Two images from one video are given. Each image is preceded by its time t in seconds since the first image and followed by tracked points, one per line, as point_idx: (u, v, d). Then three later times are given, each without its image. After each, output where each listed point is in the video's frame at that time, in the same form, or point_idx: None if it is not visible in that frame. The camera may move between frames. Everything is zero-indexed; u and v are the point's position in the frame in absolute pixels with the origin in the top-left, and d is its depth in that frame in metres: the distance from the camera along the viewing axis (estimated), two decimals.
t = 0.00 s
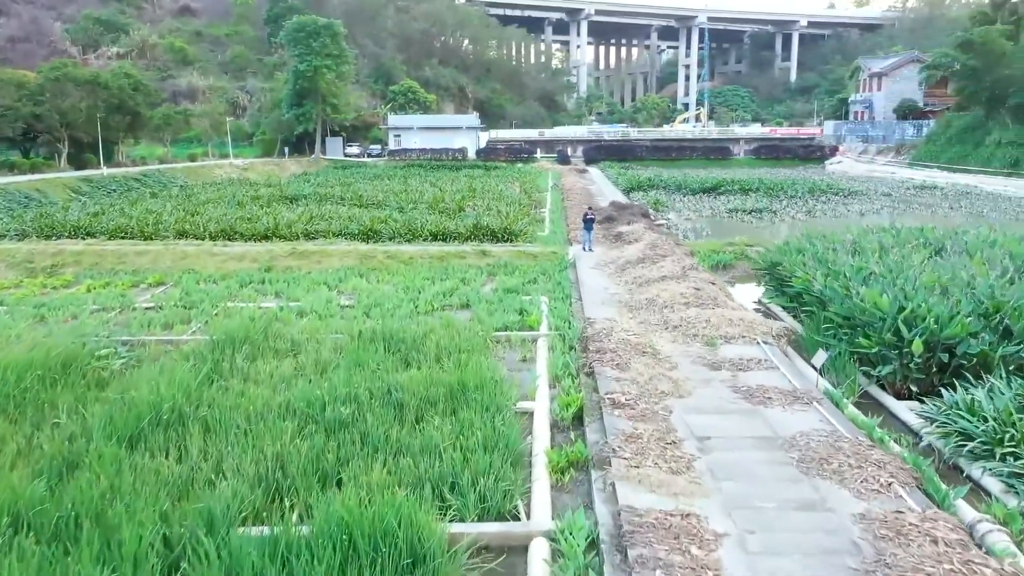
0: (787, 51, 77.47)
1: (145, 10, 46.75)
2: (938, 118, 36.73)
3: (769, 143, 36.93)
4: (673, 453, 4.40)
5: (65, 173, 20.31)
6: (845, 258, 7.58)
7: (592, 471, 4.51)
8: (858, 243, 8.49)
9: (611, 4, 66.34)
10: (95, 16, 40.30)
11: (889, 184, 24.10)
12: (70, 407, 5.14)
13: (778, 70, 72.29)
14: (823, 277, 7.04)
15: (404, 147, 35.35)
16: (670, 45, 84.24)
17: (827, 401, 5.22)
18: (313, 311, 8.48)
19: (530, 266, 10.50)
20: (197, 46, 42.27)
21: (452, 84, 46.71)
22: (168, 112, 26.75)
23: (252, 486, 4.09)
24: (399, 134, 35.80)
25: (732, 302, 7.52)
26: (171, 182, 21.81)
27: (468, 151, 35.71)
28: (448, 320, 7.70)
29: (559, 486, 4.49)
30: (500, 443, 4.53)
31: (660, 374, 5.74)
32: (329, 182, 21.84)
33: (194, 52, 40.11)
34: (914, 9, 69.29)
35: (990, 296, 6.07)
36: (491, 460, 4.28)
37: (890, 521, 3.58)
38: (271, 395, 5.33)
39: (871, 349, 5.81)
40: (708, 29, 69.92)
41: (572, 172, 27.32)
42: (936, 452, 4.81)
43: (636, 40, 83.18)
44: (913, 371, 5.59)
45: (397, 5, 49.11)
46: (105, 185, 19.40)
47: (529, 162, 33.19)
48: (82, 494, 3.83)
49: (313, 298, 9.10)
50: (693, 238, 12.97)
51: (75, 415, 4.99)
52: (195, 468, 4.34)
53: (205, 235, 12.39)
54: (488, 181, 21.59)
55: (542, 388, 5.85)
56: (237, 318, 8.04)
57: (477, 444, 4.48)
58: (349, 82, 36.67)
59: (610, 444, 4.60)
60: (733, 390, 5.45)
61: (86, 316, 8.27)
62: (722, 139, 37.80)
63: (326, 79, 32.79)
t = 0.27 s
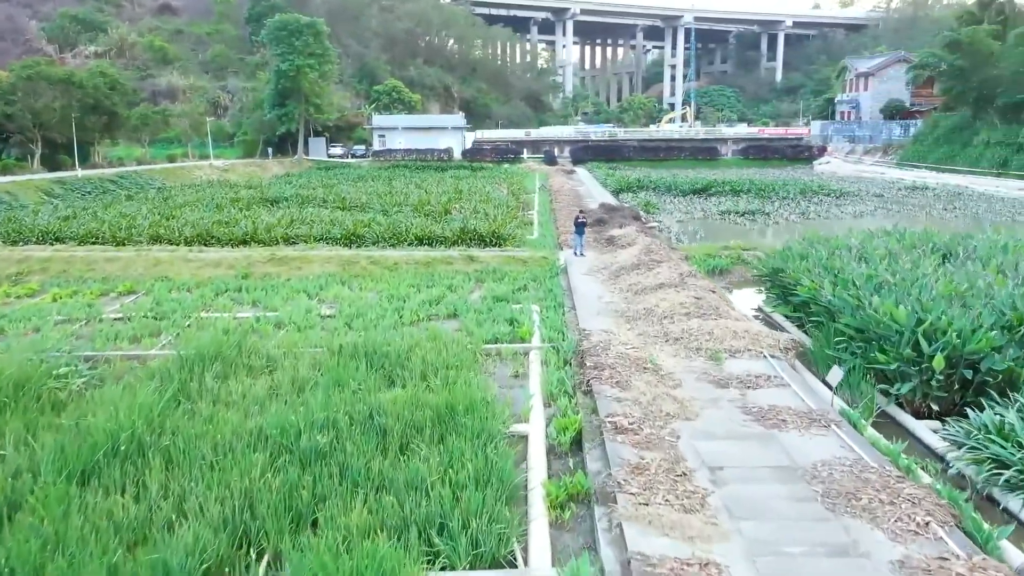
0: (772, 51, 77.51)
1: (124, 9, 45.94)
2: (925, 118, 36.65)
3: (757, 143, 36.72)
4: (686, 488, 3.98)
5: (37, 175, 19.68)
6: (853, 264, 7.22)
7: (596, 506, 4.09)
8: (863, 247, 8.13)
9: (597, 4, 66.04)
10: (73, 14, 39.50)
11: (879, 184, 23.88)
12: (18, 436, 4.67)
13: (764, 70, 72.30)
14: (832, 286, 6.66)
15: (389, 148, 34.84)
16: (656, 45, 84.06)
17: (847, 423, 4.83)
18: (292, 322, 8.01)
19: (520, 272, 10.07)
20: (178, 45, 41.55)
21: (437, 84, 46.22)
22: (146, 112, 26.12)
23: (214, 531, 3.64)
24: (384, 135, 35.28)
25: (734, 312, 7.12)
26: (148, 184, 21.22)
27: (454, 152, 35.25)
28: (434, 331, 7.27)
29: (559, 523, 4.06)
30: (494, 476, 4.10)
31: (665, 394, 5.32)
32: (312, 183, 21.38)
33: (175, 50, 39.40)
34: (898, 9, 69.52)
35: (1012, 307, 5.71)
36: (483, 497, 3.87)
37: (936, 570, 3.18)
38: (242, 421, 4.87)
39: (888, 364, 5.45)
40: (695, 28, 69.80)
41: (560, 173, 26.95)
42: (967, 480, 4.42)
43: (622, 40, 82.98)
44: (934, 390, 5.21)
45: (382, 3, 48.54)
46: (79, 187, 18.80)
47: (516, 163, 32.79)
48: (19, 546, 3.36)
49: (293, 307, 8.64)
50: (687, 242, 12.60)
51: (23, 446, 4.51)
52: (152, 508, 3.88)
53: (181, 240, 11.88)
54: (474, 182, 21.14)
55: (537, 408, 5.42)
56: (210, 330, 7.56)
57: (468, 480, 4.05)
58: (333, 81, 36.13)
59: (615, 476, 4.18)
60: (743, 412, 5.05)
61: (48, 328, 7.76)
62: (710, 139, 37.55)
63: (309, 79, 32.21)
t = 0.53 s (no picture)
0: (758, 51, 77.48)
1: (103, 6, 45.12)
2: (913, 118, 36.55)
3: (745, 143, 36.47)
4: (702, 531, 3.56)
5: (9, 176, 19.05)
6: (863, 271, 6.85)
7: (601, 549, 3.66)
8: (870, 253, 7.77)
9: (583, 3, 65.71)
10: (50, 12, 38.68)
11: (870, 185, 23.64)
12: None
13: (749, 70, 72.28)
14: (843, 296, 6.28)
15: (374, 148, 34.31)
16: (642, 45, 83.87)
17: (871, 449, 4.44)
18: (270, 335, 7.54)
19: (510, 278, 9.65)
20: (158, 44, 40.81)
21: (423, 83, 45.71)
22: (124, 112, 25.48)
23: None
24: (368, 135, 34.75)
25: (737, 324, 6.72)
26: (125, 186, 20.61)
27: (440, 152, 34.77)
28: (420, 345, 6.82)
29: (561, 569, 3.61)
30: (487, 518, 3.67)
31: (671, 417, 4.90)
32: (294, 185, 20.85)
33: (155, 49, 38.67)
34: (883, 9, 69.68)
35: None
36: (475, 544, 3.45)
37: None
38: (207, 452, 4.40)
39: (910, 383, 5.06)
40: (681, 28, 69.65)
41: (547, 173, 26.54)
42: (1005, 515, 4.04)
43: (608, 40, 82.72)
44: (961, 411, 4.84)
45: (366, 2, 47.95)
46: (52, 190, 18.20)
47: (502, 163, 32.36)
48: None
49: (270, 318, 8.16)
50: (681, 245, 12.22)
51: None
52: (100, 559, 3.42)
53: (155, 245, 11.37)
54: (461, 184, 20.69)
55: (532, 432, 4.99)
56: (181, 344, 7.07)
57: (458, 522, 3.64)
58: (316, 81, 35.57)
59: (622, 516, 3.76)
60: (757, 437, 4.64)
61: (7, 342, 7.24)
62: (698, 139, 37.27)
63: (292, 78, 31.62)
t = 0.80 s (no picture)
0: (745, 51, 77.38)
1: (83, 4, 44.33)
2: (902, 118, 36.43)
3: (734, 144, 36.19)
4: None
5: None
6: (875, 280, 6.48)
7: None
8: (880, 259, 7.40)
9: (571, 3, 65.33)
10: (28, 10, 37.89)
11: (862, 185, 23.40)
12: None
13: (736, 70, 72.24)
14: (857, 307, 5.90)
15: (359, 149, 33.79)
16: (630, 45, 83.64)
17: (900, 479, 4.06)
18: (246, 349, 7.07)
19: (500, 285, 9.23)
20: (139, 43, 40.06)
21: (409, 83, 45.18)
22: (102, 112, 24.86)
23: None
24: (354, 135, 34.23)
25: (743, 338, 6.33)
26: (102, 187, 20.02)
27: (426, 153, 34.29)
28: (406, 360, 6.38)
29: None
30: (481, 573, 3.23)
31: (680, 444, 4.49)
32: (277, 187, 20.30)
33: (135, 48, 37.97)
34: (869, 9, 69.69)
35: None
36: None
37: None
38: (168, 491, 3.93)
39: (937, 404, 4.68)
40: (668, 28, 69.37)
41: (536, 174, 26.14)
42: None
43: (595, 39, 82.39)
44: (993, 436, 4.47)
45: (351, 0, 47.36)
46: (26, 192, 17.61)
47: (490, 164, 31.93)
48: None
49: (247, 329, 7.69)
50: (676, 250, 11.84)
51: None
52: None
53: (128, 251, 10.86)
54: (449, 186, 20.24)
55: (527, 460, 4.58)
56: (149, 360, 6.59)
57: None
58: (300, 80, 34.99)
59: (633, 563, 3.34)
60: (775, 467, 4.25)
61: None
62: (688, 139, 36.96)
63: (275, 77, 31.06)
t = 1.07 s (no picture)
0: (732, 51, 77.29)
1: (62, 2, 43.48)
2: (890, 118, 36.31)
3: (724, 144, 35.96)
4: None
5: None
6: (890, 290, 6.11)
7: None
8: (890, 267, 7.04)
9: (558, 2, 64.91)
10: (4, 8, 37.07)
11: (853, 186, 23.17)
12: None
13: (724, 70, 72.07)
14: (874, 320, 5.51)
15: (344, 149, 33.28)
16: (616, 45, 83.33)
17: (938, 516, 3.67)
18: (220, 365, 6.61)
19: (490, 293, 8.81)
20: (119, 41, 39.30)
21: (394, 82, 44.64)
22: (79, 112, 24.22)
23: None
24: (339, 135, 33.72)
25: (750, 352, 5.94)
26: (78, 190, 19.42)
27: (413, 153, 33.82)
28: (390, 376, 5.95)
29: None
30: None
31: (692, 476, 4.08)
32: (259, 189, 19.77)
33: (115, 46, 37.23)
34: (855, 9, 69.74)
35: None
36: None
37: None
38: (120, 540, 3.46)
39: (969, 429, 4.30)
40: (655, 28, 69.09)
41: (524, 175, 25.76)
42: None
43: (582, 39, 82.02)
44: None
45: None
46: None
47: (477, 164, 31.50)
48: None
49: (221, 342, 7.23)
50: (672, 254, 11.48)
51: None
52: None
53: (99, 258, 10.36)
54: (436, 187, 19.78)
55: (524, 493, 4.16)
56: (113, 378, 6.11)
57: None
58: (284, 80, 34.41)
59: None
60: (799, 502, 3.85)
61: None
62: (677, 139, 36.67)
63: (259, 76, 30.47)
